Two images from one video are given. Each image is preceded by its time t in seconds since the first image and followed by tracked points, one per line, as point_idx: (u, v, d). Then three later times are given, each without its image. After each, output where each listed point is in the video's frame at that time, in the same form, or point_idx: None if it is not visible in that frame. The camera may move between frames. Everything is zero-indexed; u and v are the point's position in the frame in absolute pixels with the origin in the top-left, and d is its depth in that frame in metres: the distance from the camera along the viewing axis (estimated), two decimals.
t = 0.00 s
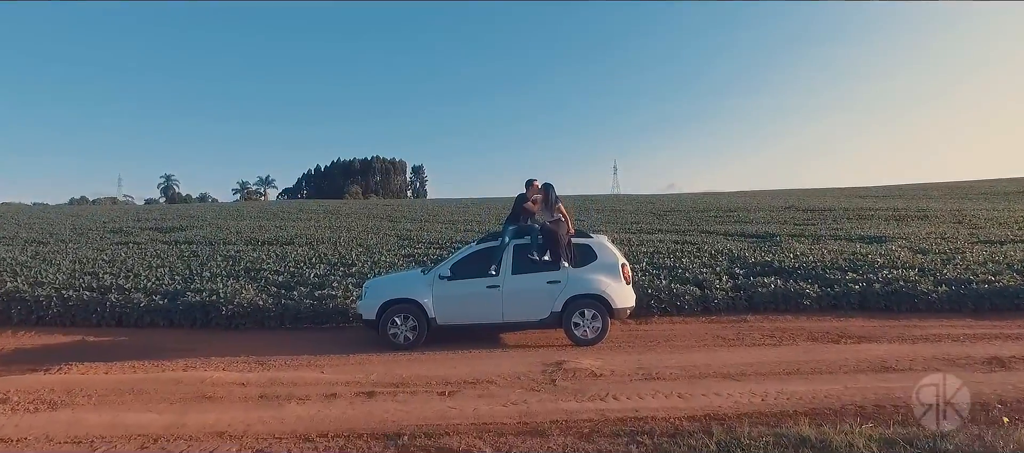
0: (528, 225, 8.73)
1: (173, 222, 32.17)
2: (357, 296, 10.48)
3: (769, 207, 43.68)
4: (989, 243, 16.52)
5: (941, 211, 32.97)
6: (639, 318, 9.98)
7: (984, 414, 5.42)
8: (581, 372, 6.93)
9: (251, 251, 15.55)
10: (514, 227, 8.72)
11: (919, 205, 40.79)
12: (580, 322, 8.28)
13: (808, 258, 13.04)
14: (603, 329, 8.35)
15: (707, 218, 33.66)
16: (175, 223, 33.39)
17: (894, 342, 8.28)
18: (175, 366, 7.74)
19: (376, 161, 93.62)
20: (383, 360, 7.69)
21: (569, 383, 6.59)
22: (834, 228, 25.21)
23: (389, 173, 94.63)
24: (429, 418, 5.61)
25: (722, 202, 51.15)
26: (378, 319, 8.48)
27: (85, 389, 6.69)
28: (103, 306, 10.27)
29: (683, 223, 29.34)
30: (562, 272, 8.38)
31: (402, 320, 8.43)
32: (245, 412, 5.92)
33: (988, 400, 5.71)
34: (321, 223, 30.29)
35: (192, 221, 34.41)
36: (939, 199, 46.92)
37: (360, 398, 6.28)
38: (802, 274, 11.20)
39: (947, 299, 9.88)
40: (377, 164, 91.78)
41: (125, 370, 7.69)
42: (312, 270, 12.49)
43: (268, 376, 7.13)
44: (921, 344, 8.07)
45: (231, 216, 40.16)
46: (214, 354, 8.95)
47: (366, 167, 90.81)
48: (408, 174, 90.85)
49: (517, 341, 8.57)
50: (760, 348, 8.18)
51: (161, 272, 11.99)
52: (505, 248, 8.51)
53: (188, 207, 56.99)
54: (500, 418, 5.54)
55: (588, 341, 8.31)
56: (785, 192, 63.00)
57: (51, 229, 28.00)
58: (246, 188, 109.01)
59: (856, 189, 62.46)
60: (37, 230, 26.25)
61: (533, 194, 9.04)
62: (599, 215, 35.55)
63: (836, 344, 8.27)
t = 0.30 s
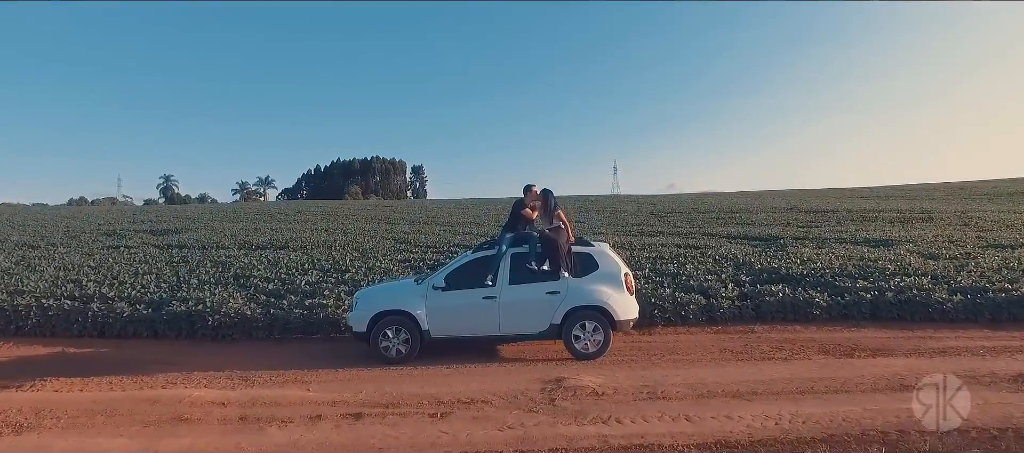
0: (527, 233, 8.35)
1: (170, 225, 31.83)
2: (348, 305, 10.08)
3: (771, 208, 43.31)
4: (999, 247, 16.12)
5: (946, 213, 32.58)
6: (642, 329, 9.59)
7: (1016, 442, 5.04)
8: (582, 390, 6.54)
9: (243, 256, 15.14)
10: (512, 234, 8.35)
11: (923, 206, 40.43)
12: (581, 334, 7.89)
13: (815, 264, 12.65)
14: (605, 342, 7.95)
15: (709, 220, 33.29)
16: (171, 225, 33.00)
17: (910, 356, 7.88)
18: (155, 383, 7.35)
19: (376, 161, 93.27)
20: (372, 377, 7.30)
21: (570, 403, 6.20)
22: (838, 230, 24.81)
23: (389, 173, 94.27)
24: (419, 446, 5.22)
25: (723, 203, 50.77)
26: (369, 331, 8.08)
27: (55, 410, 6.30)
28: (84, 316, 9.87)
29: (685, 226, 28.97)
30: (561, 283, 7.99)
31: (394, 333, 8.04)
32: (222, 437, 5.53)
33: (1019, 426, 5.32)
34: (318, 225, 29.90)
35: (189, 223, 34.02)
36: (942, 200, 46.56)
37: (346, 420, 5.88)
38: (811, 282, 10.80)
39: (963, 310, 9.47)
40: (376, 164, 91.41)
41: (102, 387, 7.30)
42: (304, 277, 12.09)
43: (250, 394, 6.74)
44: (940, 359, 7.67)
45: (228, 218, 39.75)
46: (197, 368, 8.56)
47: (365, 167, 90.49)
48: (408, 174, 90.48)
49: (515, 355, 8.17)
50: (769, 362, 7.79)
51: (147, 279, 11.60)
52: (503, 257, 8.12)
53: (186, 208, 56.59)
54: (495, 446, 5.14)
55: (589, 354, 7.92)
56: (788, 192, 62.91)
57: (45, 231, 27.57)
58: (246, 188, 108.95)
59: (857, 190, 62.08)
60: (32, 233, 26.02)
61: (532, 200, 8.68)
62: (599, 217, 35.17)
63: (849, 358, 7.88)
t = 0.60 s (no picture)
0: (524, 241, 7.97)
1: (165, 227, 31.41)
2: (339, 315, 9.67)
3: (772, 210, 42.94)
4: (1008, 252, 15.72)
5: (951, 215, 32.18)
6: (645, 340, 9.18)
7: None
8: (582, 410, 6.13)
9: (234, 261, 14.74)
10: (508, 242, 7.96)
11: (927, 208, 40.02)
12: (581, 348, 7.48)
13: (823, 270, 12.25)
14: (607, 357, 7.53)
15: (710, 222, 32.91)
16: (168, 227, 32.67)
17: (928, 371, 7.48)
18: (130, 400, 6.94)
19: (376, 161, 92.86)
20: (360, 394, 6.89)
21: (569, 425, 5.79)
22: (842, 233, 24.43)
23: (388, 174, 93.85)
24: None
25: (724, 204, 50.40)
26: (358, 344, 7.68)
27: (19, 432, 5.88)
28: (63, 326, 9.45)
29: (687, 228, 28.56)
30: (561, 294, 7.59)
31: (384, 346, 7.63)
32: None
33: None
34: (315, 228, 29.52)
35: (185, 225, 33.65)
36: (946, 202, 46.21)
37: (329, 445, 5.48)
38: (820, 290, 10.40)
39: (980, 320, 9.06)
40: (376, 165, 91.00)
41: (73, 404, 6.88)
42: (294, 283, 11.67)
43: (229, 414, 6.33)
44: (960, 374, 7.26)
45: (225, 219, 39.37)
46: (179, 382, 8.15)
47: (365, 168, 90.11)
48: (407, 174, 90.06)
49: (512, 369, 7.77)
50: (780, 378, 7.38)
51: (131, 286, 11.18)
52: (499, 266, 7.72)
53: (183, 209, 56.24)
54: None
55: (590, 370, 7.50)
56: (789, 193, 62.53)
57: (40, 234, 27.21)
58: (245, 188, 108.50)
59: (860, 192, 61.74)
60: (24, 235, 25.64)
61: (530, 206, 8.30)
62: (600, 218, 34.79)
63: (864, 374, 7.47)
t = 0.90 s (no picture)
0: (521, 249, 7.57)
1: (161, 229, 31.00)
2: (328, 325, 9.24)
3: (774, 211, 42.50)
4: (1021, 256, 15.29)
5: (957, 216, 31.74)
6: (648, 351, 8.77)
7: None
8: (582, 432, 5.72)
9: (224, 266, 14.33)
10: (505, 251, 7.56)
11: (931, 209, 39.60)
12: (581, 363, 7.08)
13: (832, 276, 11.83)
14: (609, 371, 7.12)
15: (712, 223, 32.48)
16: (163, 228, 32.31)
17: (948, 387, 7.06)
18: (103, 420, 6.53)
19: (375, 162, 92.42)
20: (347, 413, 6.49)
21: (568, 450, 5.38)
22: (847, 235, 24.00)
23: (388, 174, 93.39)
24: None
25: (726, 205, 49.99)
26: (346, 358, 7.27)
27: None
28: (39, 337, 9.04)
29: (690, 230, 28.13)
30: (560, 305, 7.18)
31: (374, 360, 7.23)
32: None
33: None
34: (311, 230, 29.10)
35: (181, 226, 33.24)
36: (949, 203, 45.75)
37: None
38: (830, 299, 9.98)
39: (999, 330, 8.64)
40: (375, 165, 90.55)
41: (41, 424, 6.47)
42: (284, 290, 11.25)
43: (206, 437, 5.92)
44: (983, 391, 6.85)
45: (223, 221, 38.97)
46: (158, 397, 7.72)
47: (364, 168, 89.69)
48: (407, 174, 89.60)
49: (509, 384, 7.36)
50: (792, 394, 6.97)
51: (114, 293, 10.76)
52: (494, 276, 7.32)
53: (181, 209, 55.85)
54: None
55: (591, 385, 7.09)
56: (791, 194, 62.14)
57: (32, 236, 26.82)
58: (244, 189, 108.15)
59: (862, 193, 61.24)
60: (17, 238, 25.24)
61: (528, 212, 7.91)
62: (601, 220, 34.37)
63: (880, 390, 7.06)
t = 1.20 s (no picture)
0: (519, 258, 7.16)
1: (156, 231, 30.60)
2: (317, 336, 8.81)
3: (776, 212, 42.04)
4: None
5: (962, 218, 31.31)
6: (653, 364, 8.34)
7: None
8: None
9: (214, 271, 13.91)
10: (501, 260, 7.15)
11: (935, 210, 39.24)
12: (582, 379, 6.67)
13: (842, 283, 11.38)
14: (612, 388, 6.70)
15: (715, 225, 32.04)
16: (159, 230, 31.90)
17: (973, 406, 6.62)
18: (71, 442, 6.12)
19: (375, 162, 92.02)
20: (332, 435, 6.09)
21: None
22: (853, 238, 23.56)
23: (388, 174, 92.95)
24: None
25: (728, 206, 49.52)
26: (333, 374, 6.84)
27: None
28: (13, 349, 8.60)
29: (693, 232, 27.71)
30: (560, 319, 6.75)
31: (362, 377, 6.80)
32: None
33: None
34: (307, 232, 28.65)
35: (177, 228, 32.84)
36: (954, 203, 45.31)
37: None
38: (842, 308, 9.55)
39: (1022, 342, 8.20)
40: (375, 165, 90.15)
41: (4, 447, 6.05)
42: (273, 298, 10.81)
43: None
44: (1012, 412, 6.40)
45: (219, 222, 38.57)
46: (135, 414, 7.28)
47: (364, 168, 89.28)
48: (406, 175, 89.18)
49: (505, 401, 6.94)
50: (806, 412, 6.55)
51: (95, 301, 10.33)
52: (491, 288, 6.89)
53: (179, 210, 55.35)
54: None
55: (593, 403, 6.67)
56: (793, 194, 61.80)
57: (23, 238, 26.39)
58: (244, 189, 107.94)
59: (864, 194, 60.86)
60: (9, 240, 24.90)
61: (526, 220, 7.50)
62: (601, 222, 33.92)
63: (900, 409, 6.63)
